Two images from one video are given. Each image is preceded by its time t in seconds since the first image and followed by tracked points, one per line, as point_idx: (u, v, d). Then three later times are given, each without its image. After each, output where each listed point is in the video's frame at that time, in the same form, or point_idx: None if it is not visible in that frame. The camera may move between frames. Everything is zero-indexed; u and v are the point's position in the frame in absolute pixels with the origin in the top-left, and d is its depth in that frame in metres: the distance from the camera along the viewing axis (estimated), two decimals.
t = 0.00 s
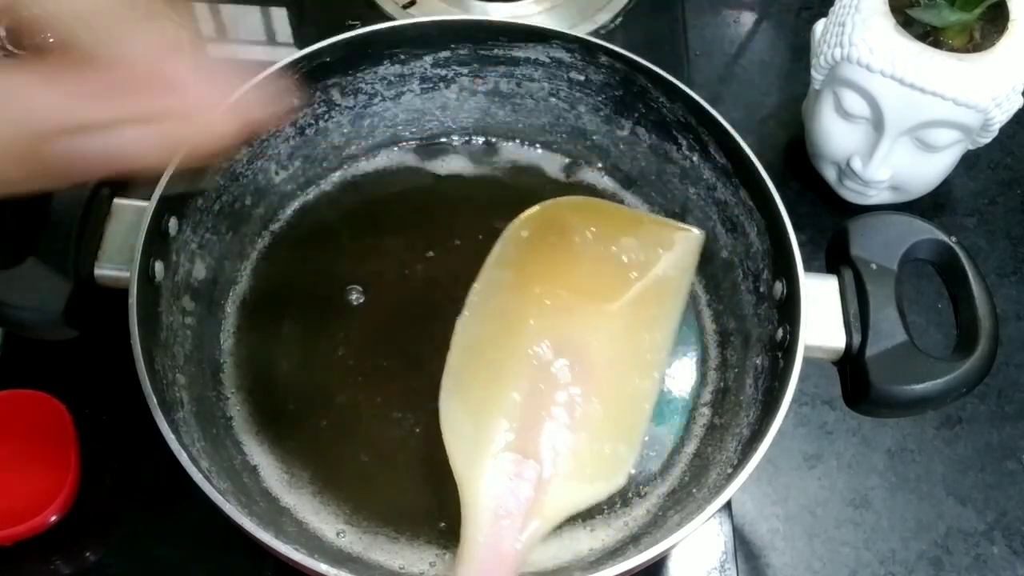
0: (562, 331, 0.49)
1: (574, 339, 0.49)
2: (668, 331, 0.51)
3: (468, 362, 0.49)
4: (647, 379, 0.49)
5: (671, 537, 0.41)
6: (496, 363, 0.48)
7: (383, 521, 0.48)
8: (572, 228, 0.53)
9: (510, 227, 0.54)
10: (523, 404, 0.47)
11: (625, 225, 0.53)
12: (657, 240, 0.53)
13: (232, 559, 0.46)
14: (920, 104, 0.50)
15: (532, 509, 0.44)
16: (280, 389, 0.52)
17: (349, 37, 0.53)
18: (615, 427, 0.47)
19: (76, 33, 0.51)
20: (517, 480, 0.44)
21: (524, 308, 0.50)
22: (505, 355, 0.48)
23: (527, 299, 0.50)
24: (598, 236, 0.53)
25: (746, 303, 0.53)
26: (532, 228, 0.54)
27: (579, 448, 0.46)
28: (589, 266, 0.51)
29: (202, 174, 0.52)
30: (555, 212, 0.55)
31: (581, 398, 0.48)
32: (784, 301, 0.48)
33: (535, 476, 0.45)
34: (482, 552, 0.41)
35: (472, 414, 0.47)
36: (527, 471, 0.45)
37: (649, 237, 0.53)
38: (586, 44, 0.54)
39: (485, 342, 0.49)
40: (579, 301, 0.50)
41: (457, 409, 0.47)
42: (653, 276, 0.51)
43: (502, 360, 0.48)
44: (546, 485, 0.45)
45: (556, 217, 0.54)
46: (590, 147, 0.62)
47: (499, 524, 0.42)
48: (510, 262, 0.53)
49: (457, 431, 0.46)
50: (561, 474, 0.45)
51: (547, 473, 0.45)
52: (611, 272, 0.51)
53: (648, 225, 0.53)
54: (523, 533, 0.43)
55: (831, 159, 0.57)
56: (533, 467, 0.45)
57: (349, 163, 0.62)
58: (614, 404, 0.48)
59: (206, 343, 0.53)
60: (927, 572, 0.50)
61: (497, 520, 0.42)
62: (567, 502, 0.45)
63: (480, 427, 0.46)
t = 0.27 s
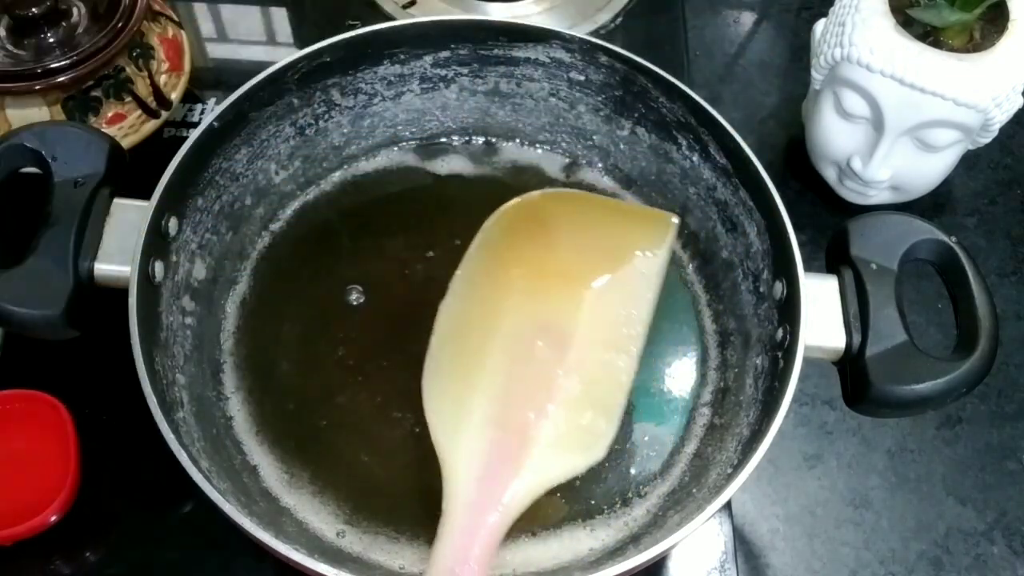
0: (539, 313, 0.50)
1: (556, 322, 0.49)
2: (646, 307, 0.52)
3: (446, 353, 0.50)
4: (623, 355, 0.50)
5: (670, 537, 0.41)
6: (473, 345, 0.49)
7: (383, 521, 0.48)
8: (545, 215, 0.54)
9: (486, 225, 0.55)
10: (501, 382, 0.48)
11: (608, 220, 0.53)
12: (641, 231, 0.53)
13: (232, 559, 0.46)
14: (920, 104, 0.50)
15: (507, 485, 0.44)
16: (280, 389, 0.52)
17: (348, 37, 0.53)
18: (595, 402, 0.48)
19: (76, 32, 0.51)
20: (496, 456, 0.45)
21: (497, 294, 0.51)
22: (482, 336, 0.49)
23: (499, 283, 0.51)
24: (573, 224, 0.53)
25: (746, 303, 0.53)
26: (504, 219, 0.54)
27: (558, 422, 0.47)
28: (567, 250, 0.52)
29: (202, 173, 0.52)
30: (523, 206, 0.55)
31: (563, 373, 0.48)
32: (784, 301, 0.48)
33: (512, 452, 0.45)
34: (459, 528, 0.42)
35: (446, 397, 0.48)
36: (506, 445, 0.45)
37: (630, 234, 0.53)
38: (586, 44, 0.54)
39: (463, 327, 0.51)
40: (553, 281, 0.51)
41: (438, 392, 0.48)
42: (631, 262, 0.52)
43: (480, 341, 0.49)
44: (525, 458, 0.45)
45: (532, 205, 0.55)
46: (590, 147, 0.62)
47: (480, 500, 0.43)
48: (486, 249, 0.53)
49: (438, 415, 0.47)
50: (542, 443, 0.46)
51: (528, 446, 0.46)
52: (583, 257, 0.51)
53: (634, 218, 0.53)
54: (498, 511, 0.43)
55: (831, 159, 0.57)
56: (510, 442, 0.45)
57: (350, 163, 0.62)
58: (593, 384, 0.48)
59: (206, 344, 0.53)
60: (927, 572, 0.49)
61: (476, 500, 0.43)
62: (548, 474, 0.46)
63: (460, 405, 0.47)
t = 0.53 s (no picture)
0: (433, 253, 0.52)
1: (448, 260, 0.52)
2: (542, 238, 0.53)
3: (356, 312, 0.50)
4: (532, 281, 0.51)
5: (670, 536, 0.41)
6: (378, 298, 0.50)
7: (383, 521, 0.48)
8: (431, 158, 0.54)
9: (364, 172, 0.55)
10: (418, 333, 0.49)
11: (463, 147, 0.54)
12: (516, 153, 0.54)
13: (232, 559, 0.46)
14: (920, 104, 0.50)
15: (454, 434, 0.45)
16: (280, 389, 0.52)
17: (347, 37, 0.53)
18: (518, 327, 0.50)
19: (76, 32, 0.51)
20: (428, 407, 0.46)
21: (389, 239, 0.52)
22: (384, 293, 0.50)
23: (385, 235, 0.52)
24: (451, 162, 0.54)
25: (746, 303, 0.53)
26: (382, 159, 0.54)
27: (485, 359, 0.49)
28: (442, 181, 0.53)
29: (202, 173, 0.52)
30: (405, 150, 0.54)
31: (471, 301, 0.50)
32: (784, 301, 0.48)
33: (447, 393, 0.47)
34: (410, 501, 0.42)
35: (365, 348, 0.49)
36: (437, 392, 0.47)
37: (487, 157, 0.54)
38: (586, 44, 0.54)
39: (360, 287, 0.51)
40: (438, 220, 0.53)
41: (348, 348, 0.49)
42: (526, 200, 0.53)
43: (388, 289, 0.50)
44: (462, 399, 0.47)
45: (404, 146, 0.55)
46: (590, 147, 0.62)
47: (425, 453, 0.44)
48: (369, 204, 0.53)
49: (359, 373, 0.48)
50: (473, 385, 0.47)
51: (458, 387, 0.47)
52: (473, 181, 0.53)
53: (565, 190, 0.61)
54: (449, 453, 0.45)
55: (831, 159, 0.57)
56: (441, 386, 0.47)
57: (350, 163, 0.62)
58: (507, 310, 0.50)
59: (207, 344, 0.53)
60: (927, 572, 0.49)
61: (421, 457, 0.44)
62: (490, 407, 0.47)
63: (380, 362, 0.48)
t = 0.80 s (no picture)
0: (447, 289, 0.52)
1: (465, 296, 0.51)
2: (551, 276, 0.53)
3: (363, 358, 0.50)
4: (548, 313, 0.52)
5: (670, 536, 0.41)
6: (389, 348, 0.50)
7: (383, 521, 0.48)
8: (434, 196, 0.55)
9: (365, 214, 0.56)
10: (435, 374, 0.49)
11: (470, 183, 0.56)
12: (524, 191, 0.55)
13: (232, 559, 0.46)
14: (920, 104, 0.50)
15: (477, 470, 0.45)
16: (280, 388, 0.52)
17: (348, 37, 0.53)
18: (534, 365, 0.50)
19: (76, 32, 0.51)
20: (452, 444, 0.46)
21: (398, 281, 0.52)
22: (400, 330, 0.50)
23: (393, 277, 0.52)
24: (451, 202, 0.55)
25: (746, 303, 0.53)
26: (384, 202, 0.56)
27: (503, 394, 0.49)
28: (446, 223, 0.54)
29: (202, 174, 0.52)
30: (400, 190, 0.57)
31: (488, 346, 0.50)
32: (784, 301, 0.48)
33: (469, 433, 0.47)
34: (438, 529, 0.42)
35: (383, 396, 0.49)
36: (460, 432, 0.46)
37: (497, 191, 0.55)
38: (586, 44, 0.54)
39: (376, 323, 0.51)
40: (448, 258, 0.53)
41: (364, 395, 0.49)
42: (526, 242, 0.54)
43: (399, 327, 0.50)
44: (483, 437, 0.47)
45: (404, 186, 0.56)
46: (590, 147, 0.62)
47: (450, 490, 0.44)
48: (370, 245, 0.54)
49: (381, 424, 0.48)
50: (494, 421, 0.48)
51: (480, 428, 0.47)
52: (475, 221, 0.54)
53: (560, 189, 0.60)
54: (474, 492, 0.44)
55: (831, 159, 0.57)
56: (465, 427, 0.47)
57: (350, 163, 0.62)
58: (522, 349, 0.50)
59: (207, 344, 0.53)
60: (927, 572, 0.49)
61: (446, 494, 0.44)
62: (510, 445, 0.47)
63: (398, 401, 0.48)
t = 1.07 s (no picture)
0: (511, 284, 0.52)
1: (520, 288, 0.52)
2: (618, 284, 0.52)
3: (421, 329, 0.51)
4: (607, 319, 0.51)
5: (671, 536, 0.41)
6: (445, 319, 0.51)
7: (383, 521, 0.48)
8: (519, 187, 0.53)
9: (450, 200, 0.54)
10: (487, 359, 0.49)
11: (558, 186, 0.53)
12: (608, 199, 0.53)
13: (232, 559, 0.46)
14: (920, 104, 0.50)
15: (504, 467, 0.45)
16: (280, 389, 0.52)
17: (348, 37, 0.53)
18: (581, 365, 0.49)
19: (76, 32, 0.51)
20: (485, 433, 0.46)
21: (468, 267, 0.52)
22: (460, 317, 0.50)
23: (470, 262, 0.52)
24: (539, 194, 0.53)
25: (746, 303, 0.53)
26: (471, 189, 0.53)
27: (549, 396, 0.48)
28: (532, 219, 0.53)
29: (202, 173, 0.52)
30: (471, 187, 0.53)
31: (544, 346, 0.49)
32: (784, 301, 0.48)
33: (504, 426, 0.46)
34: (456, 513, 0.43)
35: (428, 374, 0.49)
36: (496, 422, 0.46)
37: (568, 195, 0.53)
38: (586, 44, 0.54)
39: (438, 305, 0.51)
40: (520, 250, 0.53)
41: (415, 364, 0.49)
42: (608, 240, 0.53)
43: (462, 315, 0.50)
44: (517, 434, 0.46)
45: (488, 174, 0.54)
46: (590, 147, 0.62)
47: (473, 482, 0.44)
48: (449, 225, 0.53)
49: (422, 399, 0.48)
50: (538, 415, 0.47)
51: (519, 422, 0.47)
52: (562, 221, 0.53)
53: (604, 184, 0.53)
54: (496, 489, 0.44)
55: (831, 159, 0.57)
56: (502, 418, 0.47)
57: (350, 163, 0.62)
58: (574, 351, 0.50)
59: (207, 344, 0.53)
60: (927, 572, 0.50)
61: (470, 485, 0.44)
62: (540, 446, 0.47)
63: (445, 385, 0.48)
